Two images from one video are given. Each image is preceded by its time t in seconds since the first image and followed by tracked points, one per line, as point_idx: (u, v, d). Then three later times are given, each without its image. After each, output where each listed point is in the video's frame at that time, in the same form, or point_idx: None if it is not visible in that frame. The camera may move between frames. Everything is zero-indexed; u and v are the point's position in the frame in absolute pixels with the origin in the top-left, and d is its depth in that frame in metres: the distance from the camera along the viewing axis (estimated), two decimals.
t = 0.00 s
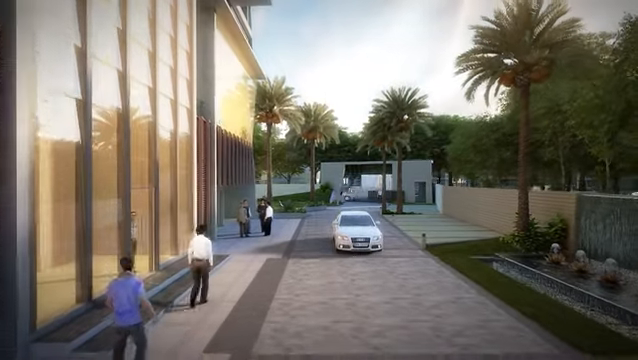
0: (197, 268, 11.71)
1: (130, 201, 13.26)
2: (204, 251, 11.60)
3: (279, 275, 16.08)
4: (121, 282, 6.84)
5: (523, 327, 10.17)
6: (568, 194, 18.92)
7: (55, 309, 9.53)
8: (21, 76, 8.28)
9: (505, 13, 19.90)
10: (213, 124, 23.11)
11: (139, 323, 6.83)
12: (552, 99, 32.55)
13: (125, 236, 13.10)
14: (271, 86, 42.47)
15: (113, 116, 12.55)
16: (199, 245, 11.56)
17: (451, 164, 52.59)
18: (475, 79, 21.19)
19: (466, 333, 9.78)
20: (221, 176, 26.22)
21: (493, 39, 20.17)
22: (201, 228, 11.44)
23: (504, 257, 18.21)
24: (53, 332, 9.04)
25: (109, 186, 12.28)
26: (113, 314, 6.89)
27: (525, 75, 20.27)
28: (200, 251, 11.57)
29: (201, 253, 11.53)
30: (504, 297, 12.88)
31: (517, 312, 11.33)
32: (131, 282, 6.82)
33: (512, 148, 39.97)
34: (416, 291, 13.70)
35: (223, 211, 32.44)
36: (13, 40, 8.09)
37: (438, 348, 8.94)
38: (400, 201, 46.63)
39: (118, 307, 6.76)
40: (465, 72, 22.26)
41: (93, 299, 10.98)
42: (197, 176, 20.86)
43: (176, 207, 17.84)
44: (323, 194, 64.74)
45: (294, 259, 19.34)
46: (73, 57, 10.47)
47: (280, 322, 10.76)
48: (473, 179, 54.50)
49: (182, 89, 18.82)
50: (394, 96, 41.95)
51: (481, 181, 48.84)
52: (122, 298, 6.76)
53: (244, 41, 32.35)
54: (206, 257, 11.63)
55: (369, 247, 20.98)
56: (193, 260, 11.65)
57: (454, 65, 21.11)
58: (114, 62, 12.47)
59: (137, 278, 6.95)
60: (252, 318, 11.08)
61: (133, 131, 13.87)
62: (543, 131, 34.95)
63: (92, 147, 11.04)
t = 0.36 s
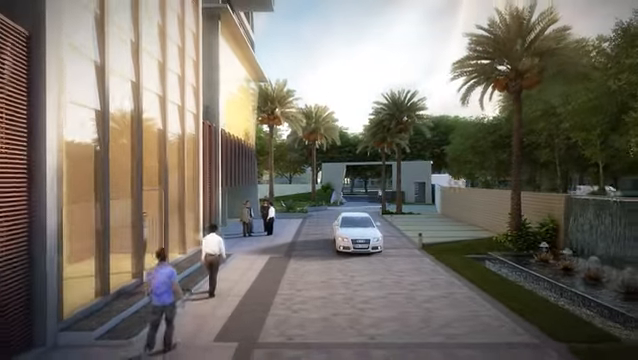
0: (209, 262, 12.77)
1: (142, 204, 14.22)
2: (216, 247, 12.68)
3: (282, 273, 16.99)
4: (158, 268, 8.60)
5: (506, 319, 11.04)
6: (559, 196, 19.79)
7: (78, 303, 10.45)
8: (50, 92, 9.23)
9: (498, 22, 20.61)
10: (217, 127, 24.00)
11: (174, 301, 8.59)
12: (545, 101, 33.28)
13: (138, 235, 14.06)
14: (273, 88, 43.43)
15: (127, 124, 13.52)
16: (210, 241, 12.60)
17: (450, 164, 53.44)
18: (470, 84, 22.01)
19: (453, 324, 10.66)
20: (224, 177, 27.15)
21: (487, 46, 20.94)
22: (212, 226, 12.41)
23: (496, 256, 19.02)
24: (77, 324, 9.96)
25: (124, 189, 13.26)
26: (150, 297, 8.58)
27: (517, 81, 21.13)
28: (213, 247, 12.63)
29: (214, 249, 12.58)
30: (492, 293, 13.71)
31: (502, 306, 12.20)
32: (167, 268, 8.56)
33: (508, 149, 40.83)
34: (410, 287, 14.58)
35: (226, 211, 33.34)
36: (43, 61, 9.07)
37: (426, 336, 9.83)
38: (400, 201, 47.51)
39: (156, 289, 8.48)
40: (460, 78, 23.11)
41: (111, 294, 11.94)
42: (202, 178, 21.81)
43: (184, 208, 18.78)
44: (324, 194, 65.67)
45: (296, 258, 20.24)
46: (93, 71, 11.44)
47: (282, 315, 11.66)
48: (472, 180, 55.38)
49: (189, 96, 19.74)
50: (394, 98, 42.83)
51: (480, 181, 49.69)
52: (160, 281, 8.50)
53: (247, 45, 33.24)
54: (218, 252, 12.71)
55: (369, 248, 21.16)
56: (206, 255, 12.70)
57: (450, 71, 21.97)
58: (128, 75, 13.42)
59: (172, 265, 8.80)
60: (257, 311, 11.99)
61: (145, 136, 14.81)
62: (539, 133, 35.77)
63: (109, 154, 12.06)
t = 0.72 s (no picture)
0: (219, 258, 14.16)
1: (153, 204, 15.11)
2: (224, 244, 14.09)
3: (284, 271, 17.87)
4: (182, 259, 9.98)
5: (492, 313, 11.88)
6: (550, 197, 20.60)
7: (97, 296, 11.36)
8: (73, 104, 10.12)
9: (491, 29, 21.40)
10: (221, 131, 24.86)
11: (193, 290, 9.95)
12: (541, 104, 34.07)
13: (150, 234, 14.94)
14: (274, 91, 44.34)
15: (140, 130, 14.43)
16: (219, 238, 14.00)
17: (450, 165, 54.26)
18: (466, 89, 22.83)
19: (443, 317, 11.51)
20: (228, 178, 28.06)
21: (482, 52, 21.75)
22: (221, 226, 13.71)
23: (489, 256, 19.78)
24: (96, 316, 10.84)
25: (137, 191, 14.15)
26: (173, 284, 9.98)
27: (511, 87, 21.96)
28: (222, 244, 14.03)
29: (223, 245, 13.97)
30: (482, 290, 14.50)
31: (490, 301, 13.04)
32: (191, 259, 9.90)
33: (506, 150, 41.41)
34: (405, 283, 15.43)
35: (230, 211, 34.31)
36: (67, 76, 9.94)
37: (417, 328, 10.69)
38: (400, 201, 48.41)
39: (179, 277, 9.87)
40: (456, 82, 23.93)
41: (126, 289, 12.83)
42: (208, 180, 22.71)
43: (190, 209, 19.66)
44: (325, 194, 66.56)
45: (297, 257, 21.12)
46: (110, 82, 12.33)
47: (285, 309, 12.54)
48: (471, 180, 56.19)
49: (195, 102, 20.62)
50: (393, 101, 43.72)
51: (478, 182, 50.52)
52: (183, 271, 9.90)
53: (250, 49, 34.13)
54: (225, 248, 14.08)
55: (369, 250, 21.33)
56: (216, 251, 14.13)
57: (446, 77, 22.80)
58: (140, 84, 14.31)
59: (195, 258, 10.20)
60: (261, 306, 12.88)
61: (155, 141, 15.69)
62: (535, 135, 36.50)
63: (124, 159, 12.96)
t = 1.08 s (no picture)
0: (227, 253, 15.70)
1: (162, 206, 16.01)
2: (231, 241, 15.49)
3: (286, 269, 18.71)
4: (198, 252, 11.93)
5: (481, 308, 12.70)
6: (542, 199, 21.35)
7: (113, 292, 12.23)
8: (92, 114, 11.01)
9: (485, 36, 22.23)
10: (225, 134, 25.74)
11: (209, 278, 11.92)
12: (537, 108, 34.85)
13: (159, 234, 15.81)
14: (276, 94, 45.29)
15: (150, 135, 15.30)
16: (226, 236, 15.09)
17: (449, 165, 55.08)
18: (462, 94, 23.64)
19: (435, 311, 12.33)
20: (231, 180, 28.97)
21: (476, 59, 22.57)
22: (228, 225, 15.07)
23: (482, 255, 20.52)
24: (112, 310, 11.72)
25: (147, 193, 15.01)
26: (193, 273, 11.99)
27: (505, 92, 22.75)
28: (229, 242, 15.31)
29: (230, 243, 15.30)
30: (472, 287, 15.27)
31: (480, 297, 13.85)
32: (204, 251, 11.83)
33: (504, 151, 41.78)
34: (402, 281, 16.26)
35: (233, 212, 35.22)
36: (87, 89, 10.84)
37: (410, 321, 11.52)
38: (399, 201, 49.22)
39: (196, 267, 11.86)
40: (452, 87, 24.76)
41: (138, 285, 13.70)
42: (213, 181, 23.61)
43: (197, 209, 20.54)
44: (327, 195, 67.37)
45: (299, 256, 21.94)
46: (124, 92, 13.22)
47: (287, 304, 13.39)
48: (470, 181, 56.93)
49: (201, 107, 21.53)
50: (393, 103, 44.69)
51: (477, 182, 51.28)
52: (200, 262, 11.87)
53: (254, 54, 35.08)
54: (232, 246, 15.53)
55: (369, 251, 21.48)
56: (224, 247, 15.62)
57: (443, 82, 23.67)
58: (150, 93, 15.22)
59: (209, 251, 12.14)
60: (265, 301, 13.73)
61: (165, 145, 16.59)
62: (532, 137, 37.22)
63: (137, 164, 13.87)
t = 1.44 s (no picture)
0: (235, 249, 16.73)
1: (171, 207, 16.86)
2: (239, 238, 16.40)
3: (288, 268, 19.55)
4: (212, 248, 13.33)
5: (472, 304, 13.52)
6: (535, 200, 22.14)
7: (127, 287, 13.12)
8: (109, 123, 11.90)
9: (481, 43, 22.96)
10: (228, 137, 26.60)
11: (222, 271, 13.45)
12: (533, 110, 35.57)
13: (169, 234, 16.71)
14: (278, 96, 46.13)
15: (159, 140, 16.19)
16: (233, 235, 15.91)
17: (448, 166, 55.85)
18: (458, 98, 24.41)
19: (427, 307, 13.15)
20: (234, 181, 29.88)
21: (471, 65, 23.35)
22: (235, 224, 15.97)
23: (476, 254, 21.34)
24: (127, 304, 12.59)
25: (157, 195, 15.90)
26: (208, 266, 13.51)
27: (500, 97, 23.47)
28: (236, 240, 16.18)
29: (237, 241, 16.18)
30: (464, 284, 16.09)
31: (471, 294, 14.66)
32: (217, 248, 13.20)
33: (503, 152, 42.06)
34: (398, 279, 17.08)
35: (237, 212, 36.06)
36: (104, 100, 11.70)
37: (403, 315, 12.36)
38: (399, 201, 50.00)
39: (210, 262, 13.36)
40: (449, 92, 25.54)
41: (149, 282, 14.59)
42: (217, 183, 24.51)
43: (202, 210, 21.42)
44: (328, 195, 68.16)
45: (300, 256, 22.76)
46: (136, 101, 14.10)
47: (289, 300, 14.24)
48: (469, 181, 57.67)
49: (206, 112, 22.40)
50: (393, 105, 45.49)
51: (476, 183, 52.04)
52: (213, 257, 13.33)
53: (256, 59, 35.91)
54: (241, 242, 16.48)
55: (368, 253, 21.63)
56: (232, 244, 16.65)
57: (439, 87, 24.46)
58: (159, 100, 16.07)
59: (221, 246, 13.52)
60: (268, 297, 14.60)
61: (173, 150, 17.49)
62: (529, 139, 37.93)
63: (148, 168, 14.72)
